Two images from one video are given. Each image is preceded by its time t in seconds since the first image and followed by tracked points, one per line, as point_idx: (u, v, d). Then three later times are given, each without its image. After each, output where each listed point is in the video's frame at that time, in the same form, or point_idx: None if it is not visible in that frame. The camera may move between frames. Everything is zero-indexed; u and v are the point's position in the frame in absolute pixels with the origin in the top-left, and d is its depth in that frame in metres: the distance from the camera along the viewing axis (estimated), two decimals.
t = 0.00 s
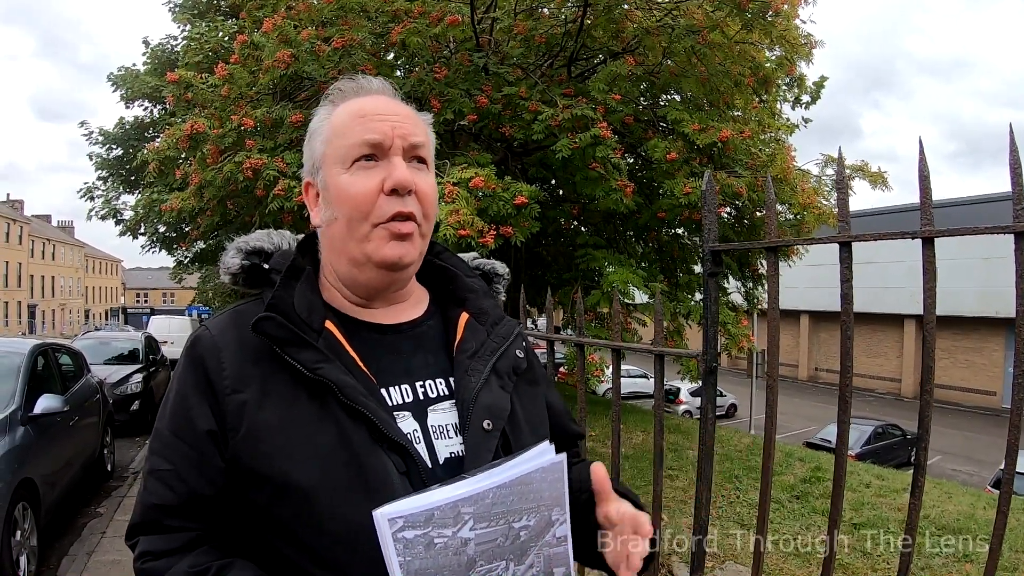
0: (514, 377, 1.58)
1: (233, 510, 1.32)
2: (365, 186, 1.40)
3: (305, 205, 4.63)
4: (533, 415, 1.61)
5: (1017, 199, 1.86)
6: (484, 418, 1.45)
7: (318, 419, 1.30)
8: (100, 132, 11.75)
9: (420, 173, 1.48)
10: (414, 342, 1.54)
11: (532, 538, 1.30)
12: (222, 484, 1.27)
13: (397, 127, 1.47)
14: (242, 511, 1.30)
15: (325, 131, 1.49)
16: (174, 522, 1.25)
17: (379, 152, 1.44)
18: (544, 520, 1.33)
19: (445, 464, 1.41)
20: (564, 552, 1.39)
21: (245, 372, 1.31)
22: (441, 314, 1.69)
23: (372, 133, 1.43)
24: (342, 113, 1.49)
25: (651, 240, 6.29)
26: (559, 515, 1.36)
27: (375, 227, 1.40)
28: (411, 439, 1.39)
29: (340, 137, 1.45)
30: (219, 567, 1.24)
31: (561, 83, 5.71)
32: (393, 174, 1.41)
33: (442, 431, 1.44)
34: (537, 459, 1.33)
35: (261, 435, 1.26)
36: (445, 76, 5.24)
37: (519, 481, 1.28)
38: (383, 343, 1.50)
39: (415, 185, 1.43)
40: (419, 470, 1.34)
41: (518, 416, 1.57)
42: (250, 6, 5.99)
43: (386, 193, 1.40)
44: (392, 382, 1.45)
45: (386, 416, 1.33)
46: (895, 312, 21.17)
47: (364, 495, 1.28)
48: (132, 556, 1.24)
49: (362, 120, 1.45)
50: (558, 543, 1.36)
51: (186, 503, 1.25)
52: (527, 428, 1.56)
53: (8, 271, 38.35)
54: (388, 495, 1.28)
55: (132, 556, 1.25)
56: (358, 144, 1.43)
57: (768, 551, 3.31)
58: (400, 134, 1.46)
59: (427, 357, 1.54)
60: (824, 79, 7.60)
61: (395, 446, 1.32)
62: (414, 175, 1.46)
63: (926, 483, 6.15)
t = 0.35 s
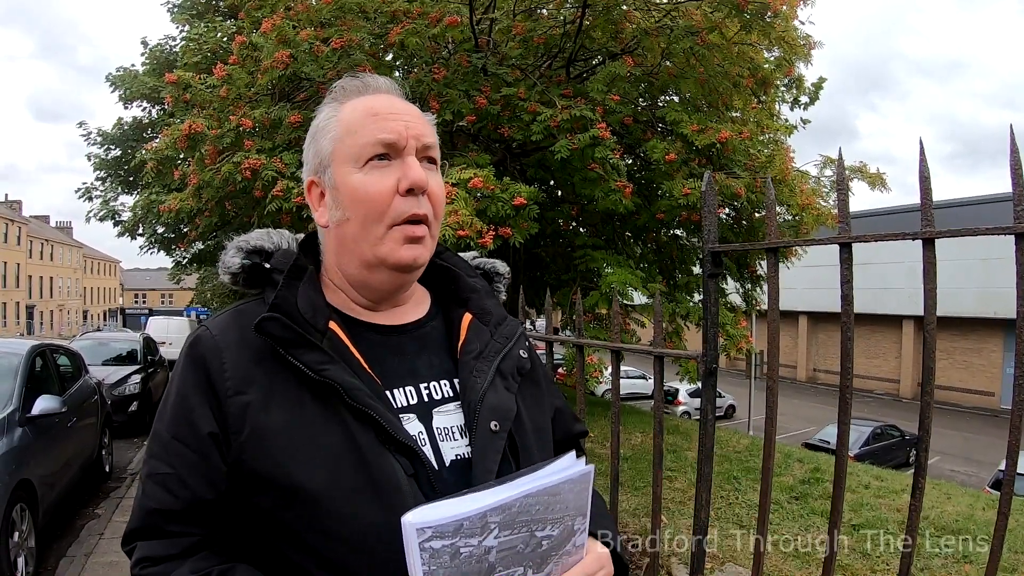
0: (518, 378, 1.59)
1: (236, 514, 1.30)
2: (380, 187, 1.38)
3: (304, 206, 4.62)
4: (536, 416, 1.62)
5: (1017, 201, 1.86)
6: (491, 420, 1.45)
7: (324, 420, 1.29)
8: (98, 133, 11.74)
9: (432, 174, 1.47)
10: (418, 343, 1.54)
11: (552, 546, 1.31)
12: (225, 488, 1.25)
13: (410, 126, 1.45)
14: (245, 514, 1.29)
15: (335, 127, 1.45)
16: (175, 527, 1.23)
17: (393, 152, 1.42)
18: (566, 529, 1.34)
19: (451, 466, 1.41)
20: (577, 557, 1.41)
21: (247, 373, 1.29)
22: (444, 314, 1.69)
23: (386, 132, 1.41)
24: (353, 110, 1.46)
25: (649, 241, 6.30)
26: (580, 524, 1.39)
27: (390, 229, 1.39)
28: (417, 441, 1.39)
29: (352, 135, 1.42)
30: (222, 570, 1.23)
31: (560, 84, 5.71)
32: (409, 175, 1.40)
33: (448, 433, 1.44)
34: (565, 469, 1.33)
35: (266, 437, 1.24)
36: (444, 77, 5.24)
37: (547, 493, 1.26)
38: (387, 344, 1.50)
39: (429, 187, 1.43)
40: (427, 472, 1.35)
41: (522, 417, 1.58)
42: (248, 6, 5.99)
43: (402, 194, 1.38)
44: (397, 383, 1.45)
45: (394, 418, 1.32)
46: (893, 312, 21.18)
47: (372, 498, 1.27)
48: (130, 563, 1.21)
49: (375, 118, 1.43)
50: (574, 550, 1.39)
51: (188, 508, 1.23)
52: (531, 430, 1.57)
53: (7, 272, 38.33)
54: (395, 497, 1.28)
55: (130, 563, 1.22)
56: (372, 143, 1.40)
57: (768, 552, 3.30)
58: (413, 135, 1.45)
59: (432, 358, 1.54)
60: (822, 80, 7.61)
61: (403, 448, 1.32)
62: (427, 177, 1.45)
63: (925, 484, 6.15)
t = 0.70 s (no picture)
0: (521, 377, 1.60)
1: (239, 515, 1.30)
2: (387, 185, 1.38)
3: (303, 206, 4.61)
4: (539, 415, 1.62)
5: (1017, 202, 1.87)
6: (496, 419, 1.45)
7: (326, 420, 1.28)
8: (97, 132, 11.73)
9: (438, 173, 1.47)
10: (420, 343, 1.54)
11: (573, 507, 1.36)
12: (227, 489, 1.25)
13: (418, 126, 1.45)
14: (247, 514, 1.28)
15: (342, 125, 1.44)
16: (178, 528, 1.23)
17: (400, 150, 1.42)
18: (585, 494, 1.40)
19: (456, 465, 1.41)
20: (590, 527, 1.46)
21: (249, 373, 1.28)
22: (447, 314, 1.68)
23: (395, 131, 1.40)
24: (361, 108, 1.45)
25: (647, 242, 6.30)
26: (597, 491, 1.44)
27: (395, 226, 1.38)
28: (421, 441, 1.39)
29: (361, 132, 1.41)
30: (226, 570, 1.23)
31: (559, 85, 5.71)
32: (415, 173, 1.39)
33: (451, 433, 1.44)
34: (587, 429, 1.40)
35: (268, 437, 1.24)
36: (443, 77, 5.24)
37: (575, 447, 1.33)
38: (389, 343, 1.49)
39: (435, 185, 1.42)
40: (431, 472, 1.34)
41: (526, 416, 1.58)
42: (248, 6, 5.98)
43: (408, 192, 1.38)
44: (401, 383, 1.45)
45: (397, 417, 1.32)
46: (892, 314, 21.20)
47: (376, 499, 1.27)
48: (131, 565, 1.20)
49: (384, 117, 1.43)
50: (589, 518, 1.44)
51: (190, 509, 1.22)
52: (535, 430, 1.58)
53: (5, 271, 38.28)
54: (399, 496, 1.28)
55: (131, 564, 1.22)
56: (379, 141, 1.40)
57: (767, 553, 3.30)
58: (421, 134, 1.45)
59: (434, 358, 1.54)
60: (821, 82, 7.62)
61: (407, 448, 1.32)
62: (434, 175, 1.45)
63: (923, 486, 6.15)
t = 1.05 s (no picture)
0: (521, 379, 1.60)
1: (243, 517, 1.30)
2: (442, 192, 1.40)
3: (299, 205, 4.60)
4: (538, 417, 1.64)
5: (1012, 204, 1.88)
6: (496, 420, 1.46)
7: (329, 422, 1.28)
8: (93, 132, 11.69)
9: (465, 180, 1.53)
10: (421, 344, 1.54)
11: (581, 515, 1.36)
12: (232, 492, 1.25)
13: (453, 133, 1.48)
14: (250, 516, 1.28)
15: (385, 126, 1.40)
16: (181, 531, 1.24)
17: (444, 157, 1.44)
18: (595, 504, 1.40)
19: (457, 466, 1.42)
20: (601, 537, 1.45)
21: (252, 375, 1.27)
22: (447, 315, 1.68)
23: (443, 138, 1.42)
24: (398, 109, 1.42)
25: (643, 243, 6.32)
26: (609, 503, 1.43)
27: (447, 232, 1.42)
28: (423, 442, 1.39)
29: (409, 137, 1.39)
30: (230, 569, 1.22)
31: (556, 86, 5.72)
32: (462, 181, 1.44)
33: (453, 434, 1.44)
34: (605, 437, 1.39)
35: (272, 439, 1.23)
36: (440, 78, 5.25)
37: (588, 457, 1.32)
38: (391, 344, 1.49)
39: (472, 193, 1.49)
40: (434, 473, 1.34)
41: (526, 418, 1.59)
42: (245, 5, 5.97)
43: (458, 200, 1.43)
44: (402, 384, 1.45)
45: (400, 419, 1.32)
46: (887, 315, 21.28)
47: (380, 500, 1.26)
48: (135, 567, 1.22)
49: (426, 122, 1.43)
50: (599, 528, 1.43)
51: (194, 512, 1.23)
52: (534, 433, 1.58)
53: None
54: (402, 498, 1.28)
55: (136, 566, 1.23)
56: (431, 148, 1.41)
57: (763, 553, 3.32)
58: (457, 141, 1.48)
59: (436, 359, 1.54)
60: (817, 84, 7.65)
61: (410, 450, 1.32)
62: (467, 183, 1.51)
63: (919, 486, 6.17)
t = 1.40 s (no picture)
0: (519, 374, 1.62)
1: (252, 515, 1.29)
2: (449, 199, 1.41)
3: (292, 204, 4.58)
4: (536, 412, 1.65)
5: (1000, 205, 1.90)
6: (499, 416, 1.47)
7: (339, 420, 1.28)
8: (83, 130, 11.60)
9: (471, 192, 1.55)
10: (422, 342, 1.54)
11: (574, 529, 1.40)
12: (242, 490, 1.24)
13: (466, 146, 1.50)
14: (259, 514, 1.28)
15: (402, 127, 1.40)
16: (190, 530, 1.23)
17: (455, 167, 1.46)
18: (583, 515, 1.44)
19: (461, 460, 1.42)
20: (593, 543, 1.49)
21: (260, 373, 1.27)
22: (446, 312, 1.69)
23: (458, 148, 1.44)
24: (419, 113, 1.43)
25: (635, 242, 6.35)
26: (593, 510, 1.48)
27: (448, 239, 1.43)
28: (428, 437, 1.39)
29: (424, 141, 1.41)
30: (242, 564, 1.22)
31: (548, 86, 5.73)
32: (469, 192, 1.46)
33: (456, 430, 1.45)
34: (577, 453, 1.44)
35: (282, 438, 1.23)
36: (433, 77, 5.25)
37: (567, 476, 1.36)
38: (393, 342, 1.49)
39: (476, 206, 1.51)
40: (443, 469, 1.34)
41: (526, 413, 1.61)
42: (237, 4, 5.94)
43: (463, 210, 1.44)
44: (406, 381, 1.45)
45: (408, 415, 1.32)
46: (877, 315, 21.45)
47: (393, 496, 1.26)
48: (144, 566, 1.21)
49: (444, 130, 1.44)
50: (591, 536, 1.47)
51: (204, 511, 1.22)
52: (534, 427, 1.60)
53: None
54: (413, 494, 1.27)
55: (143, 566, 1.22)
56: (444, 156, 1.42)
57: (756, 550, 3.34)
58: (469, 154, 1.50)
59: (437, 356, 1.55)
60: (808, 85, 7.70)
61: (419, 445, 1.32)
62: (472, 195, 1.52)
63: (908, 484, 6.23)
